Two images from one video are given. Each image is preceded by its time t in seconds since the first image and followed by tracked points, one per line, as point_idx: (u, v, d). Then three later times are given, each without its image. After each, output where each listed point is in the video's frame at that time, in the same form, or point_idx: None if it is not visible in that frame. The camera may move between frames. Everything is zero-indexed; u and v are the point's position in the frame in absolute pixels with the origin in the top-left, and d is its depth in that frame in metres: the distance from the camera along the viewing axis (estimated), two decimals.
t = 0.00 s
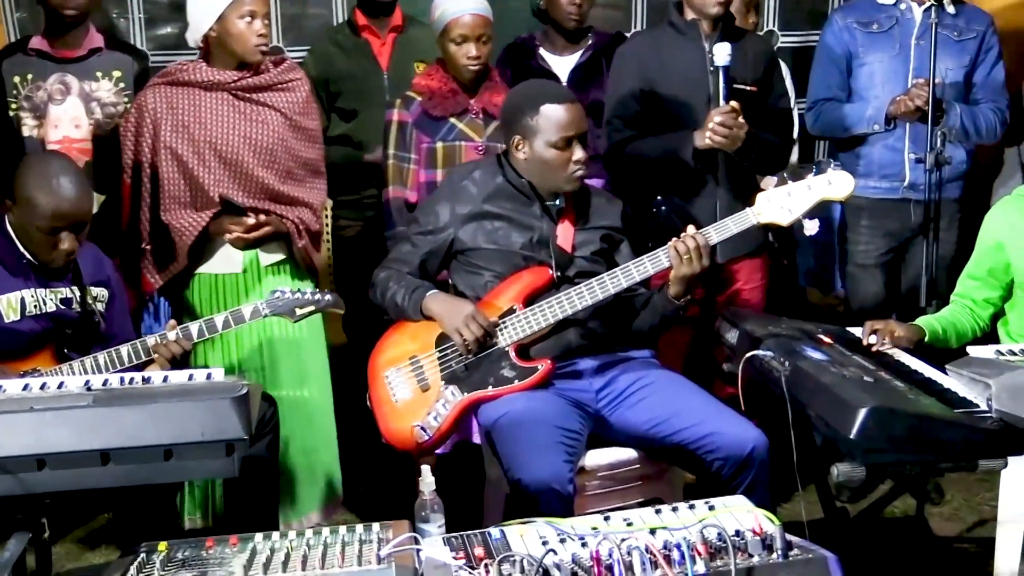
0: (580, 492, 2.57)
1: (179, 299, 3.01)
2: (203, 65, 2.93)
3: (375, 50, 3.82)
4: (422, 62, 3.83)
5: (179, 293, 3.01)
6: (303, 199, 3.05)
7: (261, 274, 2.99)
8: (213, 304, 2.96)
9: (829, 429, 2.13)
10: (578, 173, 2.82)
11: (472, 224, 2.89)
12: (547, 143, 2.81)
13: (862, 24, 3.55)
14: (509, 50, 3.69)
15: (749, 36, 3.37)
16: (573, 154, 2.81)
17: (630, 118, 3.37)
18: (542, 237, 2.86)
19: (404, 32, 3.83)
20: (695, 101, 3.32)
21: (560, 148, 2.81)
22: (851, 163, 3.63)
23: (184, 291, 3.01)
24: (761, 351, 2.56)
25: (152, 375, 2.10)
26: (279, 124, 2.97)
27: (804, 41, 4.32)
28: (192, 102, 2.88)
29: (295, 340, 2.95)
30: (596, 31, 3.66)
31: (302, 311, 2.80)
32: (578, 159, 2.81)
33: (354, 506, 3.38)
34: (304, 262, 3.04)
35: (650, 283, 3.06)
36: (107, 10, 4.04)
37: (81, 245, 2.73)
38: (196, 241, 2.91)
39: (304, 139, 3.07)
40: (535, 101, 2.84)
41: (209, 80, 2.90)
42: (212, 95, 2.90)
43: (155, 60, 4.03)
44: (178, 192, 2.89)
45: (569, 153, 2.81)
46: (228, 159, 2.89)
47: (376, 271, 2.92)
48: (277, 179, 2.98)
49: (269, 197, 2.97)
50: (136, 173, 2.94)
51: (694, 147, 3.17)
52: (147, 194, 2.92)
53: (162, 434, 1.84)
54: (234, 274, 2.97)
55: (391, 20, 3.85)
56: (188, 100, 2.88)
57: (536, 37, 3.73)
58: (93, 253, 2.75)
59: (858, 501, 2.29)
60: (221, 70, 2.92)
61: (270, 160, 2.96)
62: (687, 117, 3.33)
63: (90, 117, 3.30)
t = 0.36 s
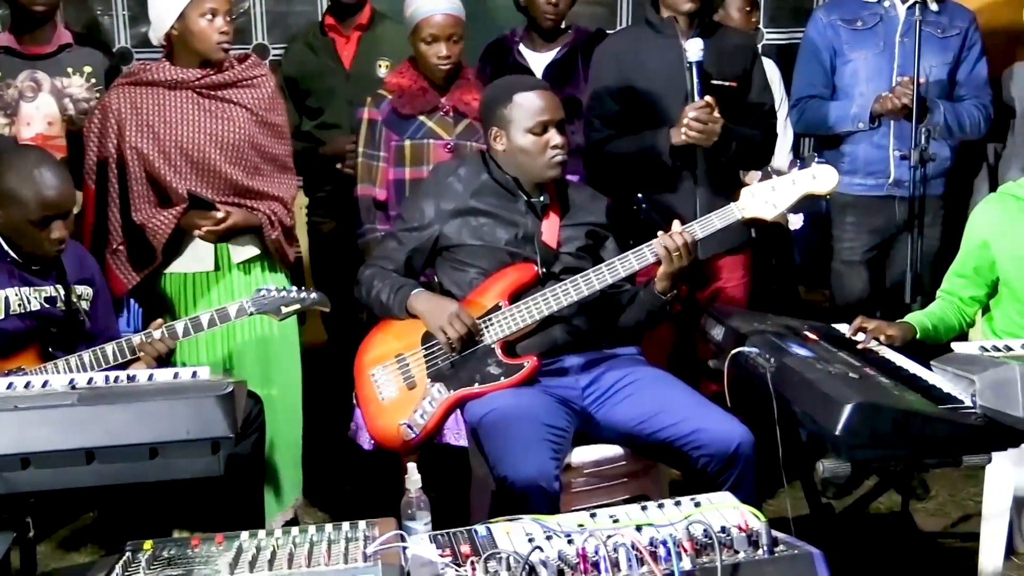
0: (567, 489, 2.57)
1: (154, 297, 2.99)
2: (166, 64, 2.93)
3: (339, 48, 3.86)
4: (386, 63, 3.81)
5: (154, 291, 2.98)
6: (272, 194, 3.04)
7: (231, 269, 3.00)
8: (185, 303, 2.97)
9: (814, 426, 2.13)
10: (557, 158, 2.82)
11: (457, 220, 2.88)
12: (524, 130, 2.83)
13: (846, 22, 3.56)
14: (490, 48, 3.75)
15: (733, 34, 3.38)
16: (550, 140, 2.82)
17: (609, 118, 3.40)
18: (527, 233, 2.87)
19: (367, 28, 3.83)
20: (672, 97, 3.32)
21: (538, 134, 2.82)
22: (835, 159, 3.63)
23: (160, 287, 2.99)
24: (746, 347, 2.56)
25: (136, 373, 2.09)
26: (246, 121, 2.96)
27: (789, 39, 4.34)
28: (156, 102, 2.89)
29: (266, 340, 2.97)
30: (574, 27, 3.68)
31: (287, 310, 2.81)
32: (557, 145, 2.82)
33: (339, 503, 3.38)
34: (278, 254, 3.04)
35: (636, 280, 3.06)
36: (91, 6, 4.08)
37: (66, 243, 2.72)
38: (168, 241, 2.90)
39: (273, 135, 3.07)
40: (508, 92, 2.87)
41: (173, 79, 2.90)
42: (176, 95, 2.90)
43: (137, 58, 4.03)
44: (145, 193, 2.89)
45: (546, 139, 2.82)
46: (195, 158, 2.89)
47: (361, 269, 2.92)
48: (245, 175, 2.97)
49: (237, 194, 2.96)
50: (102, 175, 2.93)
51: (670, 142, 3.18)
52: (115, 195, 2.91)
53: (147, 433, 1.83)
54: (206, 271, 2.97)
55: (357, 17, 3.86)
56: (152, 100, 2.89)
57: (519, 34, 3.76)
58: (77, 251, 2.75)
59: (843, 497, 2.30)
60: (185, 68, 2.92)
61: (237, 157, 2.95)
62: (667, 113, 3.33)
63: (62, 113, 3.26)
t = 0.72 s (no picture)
0: (553, 486, 2.57)
1: (144, 297, 2.98)
2: (157, 63, 2.93)
3: (332, 44, 3.90)
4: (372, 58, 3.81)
5: (144, 291, 2.97)
6: (264, 190, 3.05)
7: (224, 268, 2.99)
8: (176, 301, 2.95)
9: (799, 422, 2.14)
10: (544, 164, 2.81)
11: (442, 218, 2.88)
12: (511, 134, 2.82)
13: (831, 18, 3.57)
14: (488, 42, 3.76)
15: (719, 30, 3.38)
16: (537, 146, 2.81)
17: (596, 115, 3.41)
18: (513, 231, 2.87)
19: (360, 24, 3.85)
20: (660, 95, 3.33)
21: (525, 139, 2.81)
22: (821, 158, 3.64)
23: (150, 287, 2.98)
24: (732, 343, 2.57)
25: (121, 372, 2.09)
26: (239, 119, 2.97)
27: (774, 35, 4.36)
28: (148, 100, 2.88)
29: (258, 338, 2.97)
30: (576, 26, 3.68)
31: (274, 308, 2.79)
32: (543, 151, 2.81)
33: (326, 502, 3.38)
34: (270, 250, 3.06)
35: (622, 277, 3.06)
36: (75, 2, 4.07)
37: (50, 241, 2.72)
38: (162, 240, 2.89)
39: (264, 133, 3.07)
40: (499, 92, 2.86)
41: (165, 77, 2.90)
42: (168, 93, 2.90)
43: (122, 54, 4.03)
44: (139, 193, 2.88)
45: (533, 144, 2.81)
46: (189, 156, 2.90)
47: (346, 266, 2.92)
48: (238, 173, 2.98)
49: (231, 192, 2.97)
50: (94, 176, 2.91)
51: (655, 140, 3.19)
52: (108, 196, 2.89)
53: (133, 432, 1.83)
54: (199, 270, 2.96)
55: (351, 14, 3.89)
56: (144, 99, 2.88)
57: (518, 32, 3.78)
58: (61, 249, 2.75)
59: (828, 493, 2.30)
60: (177, 67, 2.93)
61: (230, 155, 2.96)
62: (654, 110, 3.34)
63: (56, 111, 3.23)
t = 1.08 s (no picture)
0: (541, 483, 2.57)
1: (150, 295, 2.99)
2: (175, 57, 2.93)
3: (346, 41, 3.75)
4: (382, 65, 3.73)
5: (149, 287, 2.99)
6: (278, 189, 3.02)
7: (235, 265, 2.97)
8: (186, 295, 2.93)
9: (788, 419, 2.14)
10: (532, 162, 2.81)
11: (430, 217, 2.88)
12: (499, 132, 2.82)
13: (817, 15, 3.58)
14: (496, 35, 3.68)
15: (713, 27, 3.39)
16: (526, 144, 2.81)
17: (592, 110, 3.40)
18: (501, 229, 2.87)
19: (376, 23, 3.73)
20: (650, 92, 3.34)
21: (513, 137, 2.82)
22: (808, 153, 3.64)
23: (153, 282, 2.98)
24: (721, 341, 2.57)
25: (109, 370, 2.08)
26: (254, 116, 2.96)
27: (760, 32, 4.37)
28: (165, 93, 2.89)
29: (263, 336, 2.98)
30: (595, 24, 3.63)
31: (260, 306, 2.84)
32: (532, 149, 2.81)
33: (314, 499, 3.38)
34: (282, 247, 3.02)
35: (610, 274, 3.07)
36: None
37: (35, 240, 2.71)
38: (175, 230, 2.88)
39: (279, 132, 3.06)
40: (488, 90, 2.86)
41: (182, 71, 2.90)
42: (185, 87, 2.90)
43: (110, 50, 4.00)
44: (153, 184, 2.88)
45: (522, 142, 2.82)
46: (202, 150, 2.89)
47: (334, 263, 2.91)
48: (252, 169, 2.96)
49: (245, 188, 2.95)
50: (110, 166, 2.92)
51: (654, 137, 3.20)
52: (122, 186, 2.91)
53: (119, 430, 1.82)
54: (207, 264, 2.95)
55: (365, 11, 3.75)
56: (160, 92, 2.89)
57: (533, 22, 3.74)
58: (46, 247, 2.74)
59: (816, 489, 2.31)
60: (194, 62, 2.93)
61: (243, 151, 2.94)
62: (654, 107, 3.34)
63: (69, 109, 3.15)
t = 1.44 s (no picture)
0: (531, 480, 2.58)
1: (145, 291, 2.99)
2: (189, 52, 2.92)
3: (354, 39, 3.72)
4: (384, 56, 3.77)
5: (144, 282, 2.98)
6: (281, 191, 3.00)
7: (232, 263, 2.95)
8: (184, 291, 2.93)
9: (777, 416, 2.14)
10: (517, 151, 2.82)
11: (418, 214, 2.87)
12: (484, 123, 2.82)
13: (804, 11, 3.58)
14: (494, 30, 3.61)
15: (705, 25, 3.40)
16: (510, 133, 2.82)
17: (591, 104, 3.39)
18: (489, 226, 2.86)
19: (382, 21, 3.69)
20: (642, 89, 3.36)
21: (497, 128, 2.82)
22: (796, 149, 3.65)
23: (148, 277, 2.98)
24: (709, 337, 2.57)
25: (97, 369, 2.08)
26: (260, 118, 2.94)
27: (749, 29, 4.38)
28: (173, 88, 2.88)
29: (267, 333, 2.93)
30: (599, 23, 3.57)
31: (250, 304, 2.80)
32: (517, 138, 2.82)
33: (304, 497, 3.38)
34: (282, 248, 2.99)
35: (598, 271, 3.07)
36: None
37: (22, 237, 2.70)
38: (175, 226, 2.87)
39: (286, 135, 3.03)
40: (466, 86, 2.87)
41: (194, 68, 2.88)
42: (195, 84, 2.89)
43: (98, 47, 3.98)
44: (154, 177, 2.88)
45: (506, 132, 2.82)
46: (204, 148, 2.88)
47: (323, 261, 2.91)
48: (254, 171, 2.94)
49: (247, 189, 2.93)
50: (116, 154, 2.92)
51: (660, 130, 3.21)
52: (126, 177, 2.90)
53: (108, 429, 1.82)
54: (204, 260, 2.93)
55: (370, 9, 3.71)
56: (169, 86, 2.88)
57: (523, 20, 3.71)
58: (34, 245, 2.71)
59: (805, 484, 2.31)
60: (207, 59, 2.91)
61: (247, 152, 2.93)
62: (640, 106, 3.37)
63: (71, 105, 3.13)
